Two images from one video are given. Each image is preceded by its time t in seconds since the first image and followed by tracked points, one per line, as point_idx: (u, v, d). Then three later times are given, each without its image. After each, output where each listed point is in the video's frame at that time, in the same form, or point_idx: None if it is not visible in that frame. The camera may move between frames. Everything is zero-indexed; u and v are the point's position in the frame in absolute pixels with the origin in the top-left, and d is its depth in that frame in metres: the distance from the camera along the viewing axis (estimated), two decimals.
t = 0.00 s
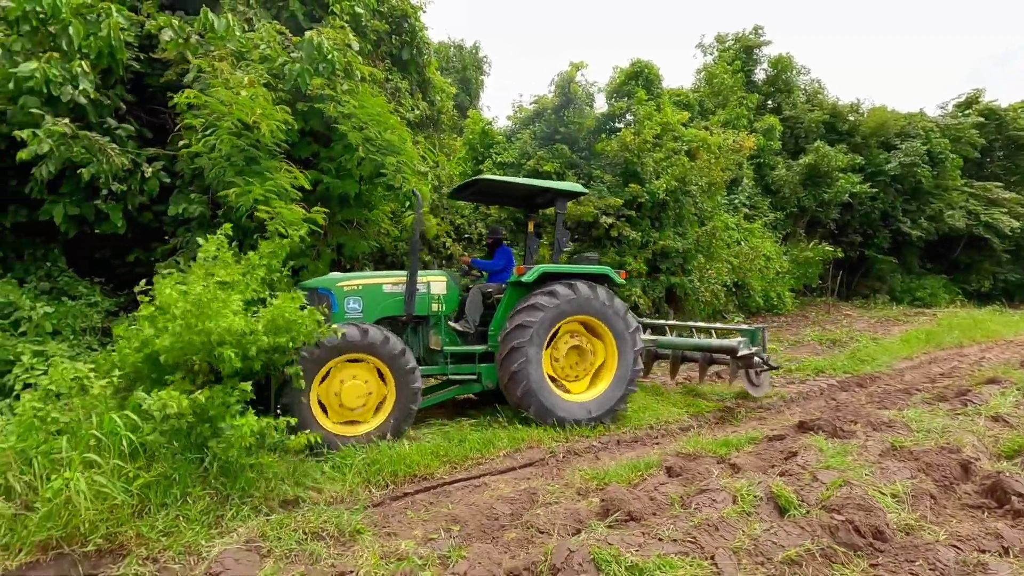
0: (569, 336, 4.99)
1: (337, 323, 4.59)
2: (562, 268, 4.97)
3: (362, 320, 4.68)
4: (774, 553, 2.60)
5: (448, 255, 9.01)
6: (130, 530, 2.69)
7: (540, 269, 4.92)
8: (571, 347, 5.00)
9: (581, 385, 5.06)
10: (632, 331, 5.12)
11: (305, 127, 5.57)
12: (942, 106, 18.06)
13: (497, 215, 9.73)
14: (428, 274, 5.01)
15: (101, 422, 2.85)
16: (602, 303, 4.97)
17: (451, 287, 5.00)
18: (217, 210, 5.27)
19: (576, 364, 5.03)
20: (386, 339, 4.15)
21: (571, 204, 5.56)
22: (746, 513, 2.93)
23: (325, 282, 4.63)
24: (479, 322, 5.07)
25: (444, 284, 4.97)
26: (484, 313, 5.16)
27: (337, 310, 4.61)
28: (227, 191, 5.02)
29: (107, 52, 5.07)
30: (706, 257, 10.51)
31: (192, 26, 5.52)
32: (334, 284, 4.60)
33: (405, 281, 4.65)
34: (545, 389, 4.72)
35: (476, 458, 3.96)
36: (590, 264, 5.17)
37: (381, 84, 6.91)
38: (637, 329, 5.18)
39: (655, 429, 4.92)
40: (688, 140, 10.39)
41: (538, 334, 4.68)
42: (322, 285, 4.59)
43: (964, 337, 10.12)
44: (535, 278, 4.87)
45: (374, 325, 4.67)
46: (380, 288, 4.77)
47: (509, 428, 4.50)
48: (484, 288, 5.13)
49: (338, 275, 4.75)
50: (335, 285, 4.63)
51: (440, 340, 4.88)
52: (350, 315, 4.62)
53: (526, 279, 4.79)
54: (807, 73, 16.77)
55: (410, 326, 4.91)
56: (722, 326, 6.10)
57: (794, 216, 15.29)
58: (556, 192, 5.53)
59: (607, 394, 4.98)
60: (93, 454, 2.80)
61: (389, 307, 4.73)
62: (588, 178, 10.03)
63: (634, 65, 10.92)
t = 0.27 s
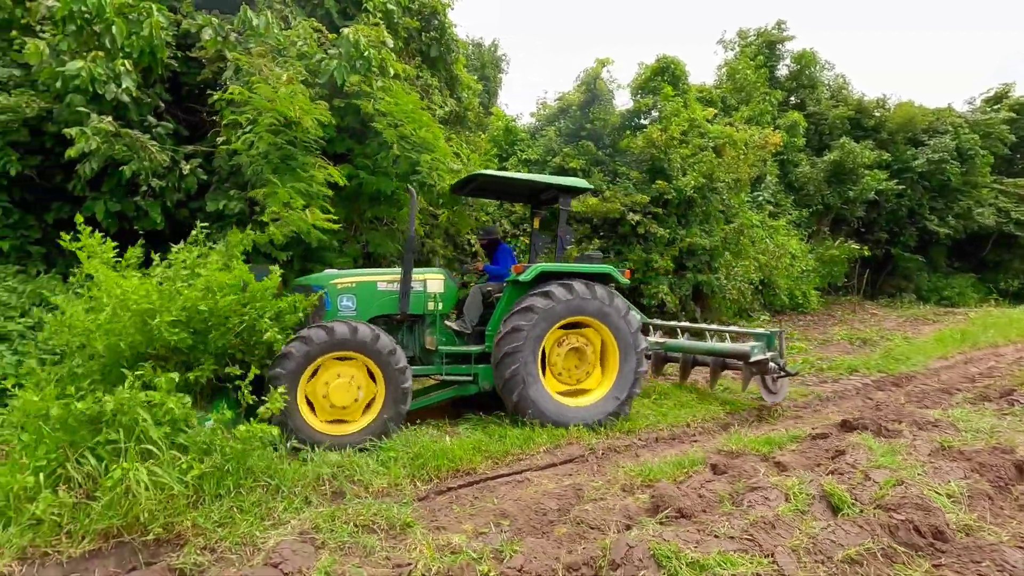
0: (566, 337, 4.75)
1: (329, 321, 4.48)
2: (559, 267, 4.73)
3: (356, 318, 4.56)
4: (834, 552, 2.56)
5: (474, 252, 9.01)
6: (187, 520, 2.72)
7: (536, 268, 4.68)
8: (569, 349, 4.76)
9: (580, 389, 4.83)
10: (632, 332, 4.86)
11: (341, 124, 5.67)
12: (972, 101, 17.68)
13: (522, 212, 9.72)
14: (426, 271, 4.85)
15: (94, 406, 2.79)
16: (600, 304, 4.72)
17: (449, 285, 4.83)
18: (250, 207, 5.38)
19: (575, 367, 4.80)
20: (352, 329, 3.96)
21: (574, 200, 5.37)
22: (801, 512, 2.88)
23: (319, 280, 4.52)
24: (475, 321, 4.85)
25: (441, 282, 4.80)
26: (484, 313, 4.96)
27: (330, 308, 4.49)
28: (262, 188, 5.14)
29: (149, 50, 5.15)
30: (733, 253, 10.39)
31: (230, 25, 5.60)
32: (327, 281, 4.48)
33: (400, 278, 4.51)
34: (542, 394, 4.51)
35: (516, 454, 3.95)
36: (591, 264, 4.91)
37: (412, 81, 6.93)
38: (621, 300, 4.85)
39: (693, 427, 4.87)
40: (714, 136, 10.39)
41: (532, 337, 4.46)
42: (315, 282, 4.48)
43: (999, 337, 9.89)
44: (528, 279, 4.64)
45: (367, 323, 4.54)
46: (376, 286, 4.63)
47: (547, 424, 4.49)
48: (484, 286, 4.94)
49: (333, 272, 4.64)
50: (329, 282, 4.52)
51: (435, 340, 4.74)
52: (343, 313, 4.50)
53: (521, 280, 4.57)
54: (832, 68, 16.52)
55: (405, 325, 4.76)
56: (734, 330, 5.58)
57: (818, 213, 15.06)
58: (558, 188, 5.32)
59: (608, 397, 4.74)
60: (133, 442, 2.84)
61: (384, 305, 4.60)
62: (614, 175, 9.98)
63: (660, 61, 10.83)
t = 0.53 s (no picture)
0: (562, 343, 4.59)
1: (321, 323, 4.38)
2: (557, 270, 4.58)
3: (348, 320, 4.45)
4: (888, 560, 2.53)
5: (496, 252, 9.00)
6: (236, 518, 2.75)
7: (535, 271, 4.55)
8: (566, 355, 4.59)
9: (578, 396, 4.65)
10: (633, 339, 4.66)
11: (372, 124, 5.70)
12: (999, 98, 17.34)
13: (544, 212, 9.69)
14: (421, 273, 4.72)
15: (84, 412, 2.74)
16: (597, 309, 4.56)
17: (445, 287, 4.70)
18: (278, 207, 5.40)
19: (573, 373, 4.63)
20: (308, 335, 3.83)
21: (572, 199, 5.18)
22: (850, 518, 2.85)
23: (311, 280, 4.43)
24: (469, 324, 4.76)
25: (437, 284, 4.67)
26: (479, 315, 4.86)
27: (322, 309, 4.39)
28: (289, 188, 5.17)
29: (185, 53, 5.22)
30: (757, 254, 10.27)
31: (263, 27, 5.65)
32: (320, 282, 4.39)
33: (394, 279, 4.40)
34: (536, 400, 4.34)
35: (552, 456, 3.93)
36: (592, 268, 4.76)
37: (439, 82, 6.95)
38: (602, 293, 4.64)
39: (727, 429, 4.82)
40: (738, 135, 10.30)
41: (526, 342, 4.31)
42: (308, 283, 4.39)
43: None
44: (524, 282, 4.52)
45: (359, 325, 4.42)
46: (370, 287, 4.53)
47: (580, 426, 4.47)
48: (480, 290, 4.83)
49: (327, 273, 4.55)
50: (321, 283, 4.43)
51: (429, 343, 4.61)
52: (335, 315, 4.39)
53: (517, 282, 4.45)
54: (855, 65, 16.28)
55: (400, 328, 4.65)
56: (744, 337, 5.28)
57: (841, 213, 14.82)
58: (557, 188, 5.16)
59: (605, 406, 4.54)
60: (165, 440, 2.90)
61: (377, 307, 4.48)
62: (637, 175, 9.92)
63: (684, 60, 10.73)
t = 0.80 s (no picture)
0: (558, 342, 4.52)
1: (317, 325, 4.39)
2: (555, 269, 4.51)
3: (343, 323, 4.43)
4: (936, 563, 2.53)
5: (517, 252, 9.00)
6: (282, 513, 2.80)
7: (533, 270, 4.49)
8: (561, 355, 4.52)
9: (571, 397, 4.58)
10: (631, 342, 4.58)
11: (397, 123, 5.72)
12: None
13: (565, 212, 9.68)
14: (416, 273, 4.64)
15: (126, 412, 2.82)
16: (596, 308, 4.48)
17: (441, 289, 4.59)
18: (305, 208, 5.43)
19: (567, 374, 4.56)
20: (276, 354, 3.83)
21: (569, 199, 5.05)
22: (894, 521, 2.83)
23: (307, 283, 4.44)
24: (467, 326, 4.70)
25: (433, 285, 4.58)
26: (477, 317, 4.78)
27: (317, 312, 4.40)
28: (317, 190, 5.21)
29: (219, 55, 5.30)
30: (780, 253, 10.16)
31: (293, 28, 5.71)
32: (314, 285, 4.39)
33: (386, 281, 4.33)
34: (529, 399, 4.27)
35: (585, 455, 3.94)
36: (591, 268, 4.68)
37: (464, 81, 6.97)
38: (602, 295, 4.55)
39: (759, 430, 4.79)
40: (761, 134, 10.17)
41: (521, 339, 4.24)
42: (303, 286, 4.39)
43: None
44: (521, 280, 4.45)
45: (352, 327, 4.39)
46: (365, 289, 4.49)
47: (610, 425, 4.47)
48: (477, 290, 4.74)
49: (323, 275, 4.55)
50: (316, 285, 4.43)
51: (424, 345, 4.52)
52: (329, 317, 4.38)
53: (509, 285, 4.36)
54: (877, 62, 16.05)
55: (397, 330, 4.60)
56: (750, 337, 5.08)
57: (863, 212, 14.61)
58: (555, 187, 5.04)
59: (599, 407, 4.47)
60: (196, 443, 2.97)
61: (371, 309, 4.44)
62: (659, 174, 9.87)
63: (706, 58, 10.63)
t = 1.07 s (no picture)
0: (546, 341, 4.46)
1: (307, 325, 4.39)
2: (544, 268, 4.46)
3: (332, 322, 4.42)
4: (984, 563, 2.54)
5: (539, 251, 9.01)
6: (329, 507, 2.84)
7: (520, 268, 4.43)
8: (550, 354, 4.46)
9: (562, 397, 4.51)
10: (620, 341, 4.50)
11: (422, 123, 5.76)
12: None
13: (586, 211, 9.67)
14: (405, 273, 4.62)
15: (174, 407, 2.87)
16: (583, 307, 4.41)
17: (431, 288, 4.59)
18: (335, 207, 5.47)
19: (557, 373, 4.49)
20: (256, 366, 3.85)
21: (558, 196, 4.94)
22: (938, 521, 2.83)
23: (295, 283, 4.42)
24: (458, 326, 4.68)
25: (422, 285, 4.57)
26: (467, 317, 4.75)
27: (307, 312, 4.40)
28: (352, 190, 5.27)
29: (251, 57, 5.38)
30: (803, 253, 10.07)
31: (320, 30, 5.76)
32: (303, 285, 4.38)
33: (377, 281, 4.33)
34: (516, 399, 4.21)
35: (618, 453, 3.96)
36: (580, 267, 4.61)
37: (488, 81, 7.00)
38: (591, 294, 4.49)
39: (789, 429, 4.78)
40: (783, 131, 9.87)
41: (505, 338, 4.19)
42: (292, 286, 4.37)
43: None
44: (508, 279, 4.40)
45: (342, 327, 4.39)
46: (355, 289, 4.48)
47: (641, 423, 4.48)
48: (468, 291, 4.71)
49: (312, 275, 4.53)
50: (305, 285, 4.41)
51: (413, 344, 4.49)
52: (319, 317, 4.38)
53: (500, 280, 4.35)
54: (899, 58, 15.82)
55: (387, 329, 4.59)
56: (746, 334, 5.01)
57: (886, 210, 14.39)
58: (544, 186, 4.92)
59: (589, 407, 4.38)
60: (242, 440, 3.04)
61: (361, 309, 4.43)
62: (681, 173, 9.83)
63: (728, 56, 10.54)
